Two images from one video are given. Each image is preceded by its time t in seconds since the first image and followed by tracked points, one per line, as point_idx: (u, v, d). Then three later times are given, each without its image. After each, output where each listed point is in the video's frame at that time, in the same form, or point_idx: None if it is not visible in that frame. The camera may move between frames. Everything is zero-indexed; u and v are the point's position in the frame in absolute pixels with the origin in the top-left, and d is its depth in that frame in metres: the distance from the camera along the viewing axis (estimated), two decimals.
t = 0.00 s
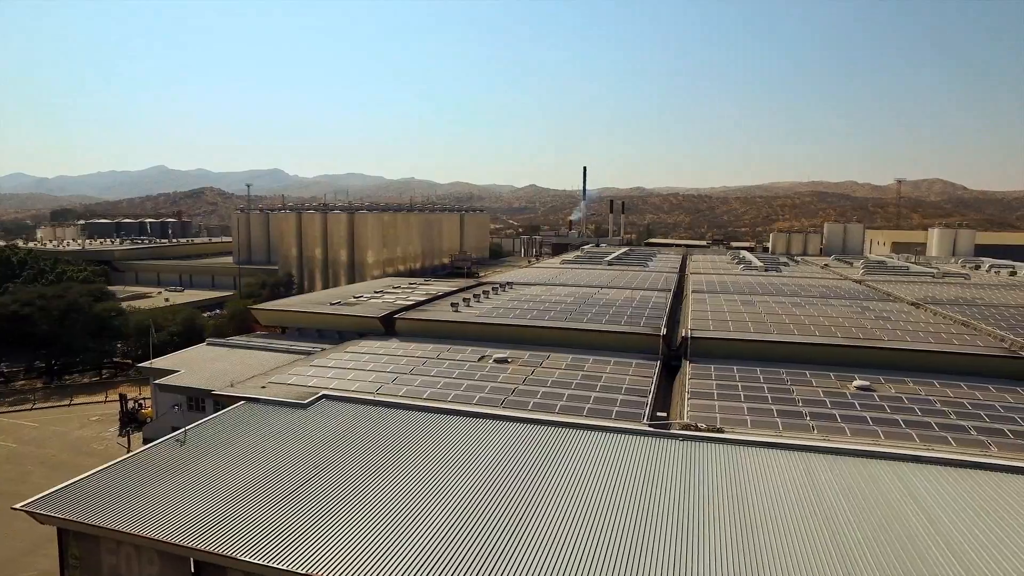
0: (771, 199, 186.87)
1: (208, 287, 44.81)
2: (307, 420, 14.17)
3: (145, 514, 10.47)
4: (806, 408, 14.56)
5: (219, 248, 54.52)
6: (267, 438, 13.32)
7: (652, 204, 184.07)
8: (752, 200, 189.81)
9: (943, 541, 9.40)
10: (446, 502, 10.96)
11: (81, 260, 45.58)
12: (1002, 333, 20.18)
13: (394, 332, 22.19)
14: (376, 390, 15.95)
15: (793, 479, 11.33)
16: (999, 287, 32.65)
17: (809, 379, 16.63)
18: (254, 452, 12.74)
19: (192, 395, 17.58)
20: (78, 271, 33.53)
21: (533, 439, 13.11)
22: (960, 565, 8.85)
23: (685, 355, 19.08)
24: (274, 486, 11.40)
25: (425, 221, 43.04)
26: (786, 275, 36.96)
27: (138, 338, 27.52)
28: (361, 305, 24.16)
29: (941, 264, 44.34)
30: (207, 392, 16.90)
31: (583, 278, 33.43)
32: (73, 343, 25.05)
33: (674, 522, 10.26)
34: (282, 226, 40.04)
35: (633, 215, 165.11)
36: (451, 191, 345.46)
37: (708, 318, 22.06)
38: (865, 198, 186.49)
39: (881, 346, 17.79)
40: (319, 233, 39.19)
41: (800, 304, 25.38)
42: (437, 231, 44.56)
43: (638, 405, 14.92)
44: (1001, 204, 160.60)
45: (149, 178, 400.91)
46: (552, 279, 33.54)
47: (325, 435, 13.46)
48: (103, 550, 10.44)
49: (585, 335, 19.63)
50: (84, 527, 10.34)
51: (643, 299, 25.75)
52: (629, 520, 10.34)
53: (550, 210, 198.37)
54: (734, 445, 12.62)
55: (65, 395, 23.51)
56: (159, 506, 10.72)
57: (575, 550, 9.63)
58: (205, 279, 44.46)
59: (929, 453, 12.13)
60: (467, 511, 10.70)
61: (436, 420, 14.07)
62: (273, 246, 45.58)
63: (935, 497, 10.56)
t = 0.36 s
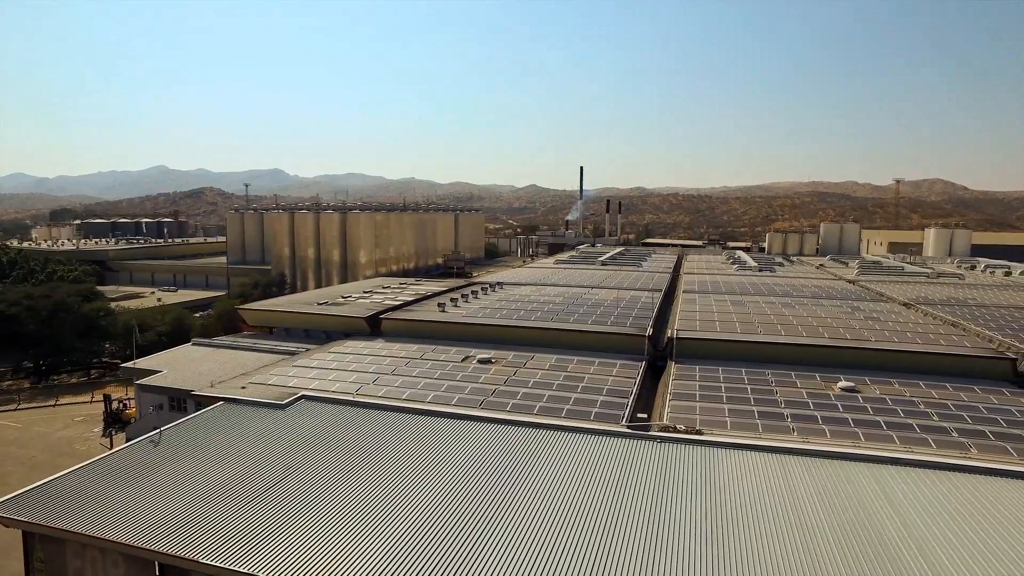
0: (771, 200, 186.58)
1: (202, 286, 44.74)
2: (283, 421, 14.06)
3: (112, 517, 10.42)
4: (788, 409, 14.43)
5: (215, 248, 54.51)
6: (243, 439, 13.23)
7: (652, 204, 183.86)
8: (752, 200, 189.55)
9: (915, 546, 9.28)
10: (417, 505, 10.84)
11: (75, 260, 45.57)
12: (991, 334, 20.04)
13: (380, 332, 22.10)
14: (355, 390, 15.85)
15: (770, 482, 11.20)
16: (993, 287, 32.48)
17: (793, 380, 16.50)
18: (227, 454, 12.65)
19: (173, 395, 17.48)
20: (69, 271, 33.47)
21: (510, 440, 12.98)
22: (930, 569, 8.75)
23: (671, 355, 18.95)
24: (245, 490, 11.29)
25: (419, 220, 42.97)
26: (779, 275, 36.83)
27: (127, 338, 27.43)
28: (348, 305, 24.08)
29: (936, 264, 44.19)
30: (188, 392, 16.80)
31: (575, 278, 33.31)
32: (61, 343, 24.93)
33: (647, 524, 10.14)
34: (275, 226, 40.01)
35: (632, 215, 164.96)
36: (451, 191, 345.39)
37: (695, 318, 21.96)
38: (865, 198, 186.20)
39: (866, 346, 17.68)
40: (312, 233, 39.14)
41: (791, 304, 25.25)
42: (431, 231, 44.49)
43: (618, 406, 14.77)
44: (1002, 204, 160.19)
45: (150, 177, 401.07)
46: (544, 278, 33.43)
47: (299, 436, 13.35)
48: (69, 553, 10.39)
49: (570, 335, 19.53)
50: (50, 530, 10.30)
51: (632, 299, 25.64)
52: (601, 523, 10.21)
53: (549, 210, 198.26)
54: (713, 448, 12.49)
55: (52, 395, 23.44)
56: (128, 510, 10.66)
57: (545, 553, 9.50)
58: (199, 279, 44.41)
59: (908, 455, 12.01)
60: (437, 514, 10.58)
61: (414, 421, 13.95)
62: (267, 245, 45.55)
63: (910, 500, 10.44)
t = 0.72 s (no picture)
0: (771, 200, 186.41)
1: (196, 286, 44.62)
2: (260, 422, 13.97)
3: (79, 520, 10.46)
4: (769, 410, 14.30)
5: (210, 248, 54.46)
6: (218, 439, 13.20)
7: (651, 204, 183.79)
8: (751, 200, 189.35)
9: (888, 551, 9.13)
10: (385, 507, 10.74)
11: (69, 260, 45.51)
12: (980, 335, 19.90)
13: (367, 332, 21.99)
14: (336, 392, 15.74)
15: (745, 485, 11.07)
16: (987, 287, 32.33)
17: (777, 381, 16.36)
18: (201, 454, 12.59)
19: (154, 396, 17.35)
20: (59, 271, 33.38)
21: (487, 441, 12.85)
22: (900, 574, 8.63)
23: (657, 357, 18.79)
24: (214, 492, 11.31)
25: (412, 220, 42.89)
26: (773, 275, 36.71)
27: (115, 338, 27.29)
28: (336, 306, 23.99)
29: (931, 264, 44.08)
30: (168, 393, 16.67)
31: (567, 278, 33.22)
32: (48, 344, 24.76)
33: (616, 526, 10.03)
34: (268, 226, 39.92)
35: (631, 215, 164.79)
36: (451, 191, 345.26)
37: (684, 319, 21.83)
38: (865, 198, 185.98)
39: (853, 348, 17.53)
40: (304, 233, 39.06)
41: (781, 304, 25.12)
42: (425, 232, 44.40)
43: (599, 408, 14.61)
44: (1002, 204, 159.94)
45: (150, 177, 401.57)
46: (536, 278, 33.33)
47: (275, 437, 13.26)
48: (34, 557, 10.37)
49: (555, 336, 19.40)
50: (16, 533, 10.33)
51: (622, 299, 25.54)
52: (569, 525, 10.11)
53: (549, 210, 198.21)
54: (690, 449, 12.35)
55: (39, 396, 23.33)
56: (94, 513, 10.69)
57: (506, 553, 9.46)
58: (193, 279, 44.28)
59: (888, 458, 11.87)
60: (404, 516, 10.48)
61: (391, 422, 13.83)
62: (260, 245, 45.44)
63: (886, 505, 10.29)
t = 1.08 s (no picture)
0: (771, 199, 186.18)
1: (190, 286, 44.53)
2: (236, 423, 13.89)
3: (45, 523, 10.42)
4: (752, 412, 14.15)
5: (205, 248, 54.43)
6: (192, 440, 13.13)
7: (651, 204, 183.64)
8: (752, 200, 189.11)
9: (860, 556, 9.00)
10: (354, 510, 10.62)
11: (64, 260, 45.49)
12: (970, 336, 19.76)
13: (353, 333, 21.90)
14: (316, 393, 15.63)
15: (720, 488, 10.93)
16: (981, 288, 32.18)
17: (762, 383, 16.21)
18: (175, 456, 12.52)
19: (136, 397, 17.26)
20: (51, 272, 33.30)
21: (462, 444, 12.71)
22: None
23: (642, 358, 18.66)
24: (183, 494, 11.24)
25: (406, 220, 42.81)
26: (767, 275, 36.58)
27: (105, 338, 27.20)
28: (324, 306, 23.91)
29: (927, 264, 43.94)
30: (149, 394, 16.57)
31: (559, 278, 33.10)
32: (37, 344, 24.66)
33: (583, 530, 9.91)
34: (261, 226, 39.86)
35: (631, 215, 164.66)
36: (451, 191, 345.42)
37: (672, 319, 21.69)
38: (865, 198, 185.72)
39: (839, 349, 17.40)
40: (297, 233, 38.97)
41: (771, 305, 24.98)
42: (419, 231, 44.32)
43: (579, 410, 14.46)
44: (1003, 203, 159.65)
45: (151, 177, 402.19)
46: (528, 278, 33.21)
47: (250, 439, 13.17)
48: None
49: (541, 337, 19.28)
50: None
51: (612, 299, 25.41)
52: (536, 530, 9.96)
53: (548, 210, 198.15)
54: (667, 452, 12.23)
55: (27, 396, 23.24)
56: (60, 515, 10.64)
57: (471, 557, 9.37)
58: (188, 279, 44.17)
59: (867, 461, 11.76)
60: (371, 519, 10.37)
61: (369, 424, 13.71)
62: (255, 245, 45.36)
63: (863, 510, 10.15)
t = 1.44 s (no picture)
0: (771, 199, 186.08)
1: (184, 287, 44.35)
2: (214, 425, 13.78)
3: (12, 526, 10.31)
4: (734, 414, 14.01)
5: (201, 249, 54.38)
6: (168, 442, 13.02)
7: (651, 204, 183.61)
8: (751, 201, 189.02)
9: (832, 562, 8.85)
10: (323, 514, 10.49)
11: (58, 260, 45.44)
12: (959, 337, 19.62)
13: (340, 333, 21.79)
14: (297, 395, 15.52)
15: (696, 493, 10.78)
16: (975, 288, 32.04)
17: (747, 385, 16.06)
18: (149, 458, 12.41)
19: (117, 398, 17.10)
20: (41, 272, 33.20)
21: (439, 447, 12.58)
22: None
23: (629, 359, 18.51)
24: (153, 498, 11.11)
25: (400, 220, 42.72)
26: (761, 276, 36.46)
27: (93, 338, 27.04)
28: (312, 307, 23.81)
29: (923, 265, 43.83)
30: (129, 396, 16.42)
31: (552, 278, 32.99)
32: (25, 343, 24.51)
33: (554, 534, 9.77)
34: (255, 226, 39.77)
35: (631, 215, 164.63)
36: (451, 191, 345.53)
37: (661, 320, 21.55)
38: (865, 198, 185.52)
39: (826, 351, 17.27)
40: (291, 233, 38.87)
41: (762, 306, 24.86)
42: (413, 232, 44.23)
43: (560, 412, 14.28)
44: (1003, 204, 159.47)
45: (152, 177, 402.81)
46: (520, 279, 33.10)
47: (227, 441, 13.06)
48: None
49: (527, 338, 19.16)
50: None
51: (602, 300, 25.27)
52: (507, 535, 9.82)
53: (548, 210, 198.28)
54: (646, 456, 12.08)
55: (14, 397, 23.09)
56: (28, 518, 10.53)
57: (440, 561, 9.22)
58: (182, 279, 44.00)
59: (848, 465, 11.62)
60: (341, 524, 10.23)
61: (348, 427, 13.59)
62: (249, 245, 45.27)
63: (839, 515, 10.02)
